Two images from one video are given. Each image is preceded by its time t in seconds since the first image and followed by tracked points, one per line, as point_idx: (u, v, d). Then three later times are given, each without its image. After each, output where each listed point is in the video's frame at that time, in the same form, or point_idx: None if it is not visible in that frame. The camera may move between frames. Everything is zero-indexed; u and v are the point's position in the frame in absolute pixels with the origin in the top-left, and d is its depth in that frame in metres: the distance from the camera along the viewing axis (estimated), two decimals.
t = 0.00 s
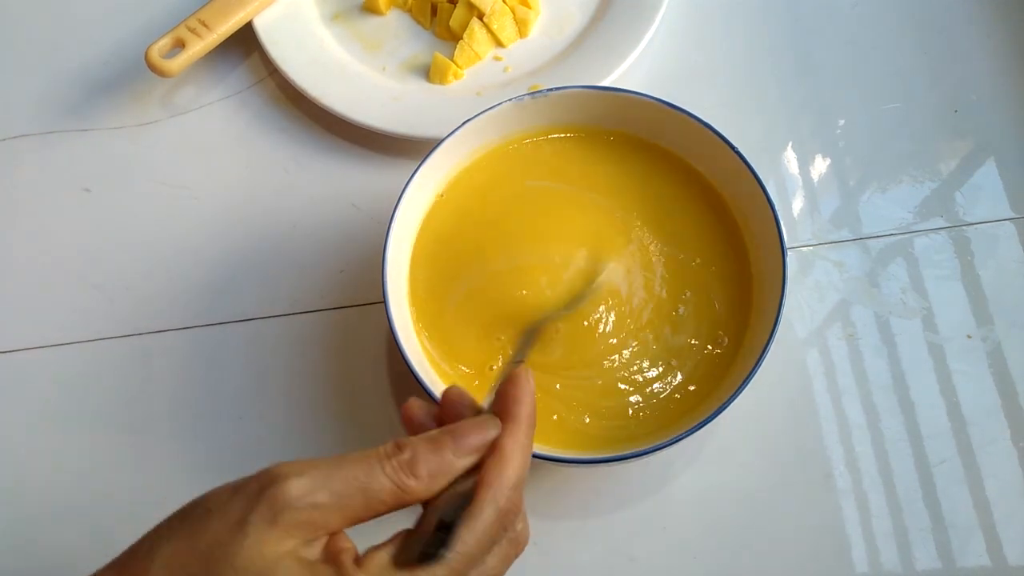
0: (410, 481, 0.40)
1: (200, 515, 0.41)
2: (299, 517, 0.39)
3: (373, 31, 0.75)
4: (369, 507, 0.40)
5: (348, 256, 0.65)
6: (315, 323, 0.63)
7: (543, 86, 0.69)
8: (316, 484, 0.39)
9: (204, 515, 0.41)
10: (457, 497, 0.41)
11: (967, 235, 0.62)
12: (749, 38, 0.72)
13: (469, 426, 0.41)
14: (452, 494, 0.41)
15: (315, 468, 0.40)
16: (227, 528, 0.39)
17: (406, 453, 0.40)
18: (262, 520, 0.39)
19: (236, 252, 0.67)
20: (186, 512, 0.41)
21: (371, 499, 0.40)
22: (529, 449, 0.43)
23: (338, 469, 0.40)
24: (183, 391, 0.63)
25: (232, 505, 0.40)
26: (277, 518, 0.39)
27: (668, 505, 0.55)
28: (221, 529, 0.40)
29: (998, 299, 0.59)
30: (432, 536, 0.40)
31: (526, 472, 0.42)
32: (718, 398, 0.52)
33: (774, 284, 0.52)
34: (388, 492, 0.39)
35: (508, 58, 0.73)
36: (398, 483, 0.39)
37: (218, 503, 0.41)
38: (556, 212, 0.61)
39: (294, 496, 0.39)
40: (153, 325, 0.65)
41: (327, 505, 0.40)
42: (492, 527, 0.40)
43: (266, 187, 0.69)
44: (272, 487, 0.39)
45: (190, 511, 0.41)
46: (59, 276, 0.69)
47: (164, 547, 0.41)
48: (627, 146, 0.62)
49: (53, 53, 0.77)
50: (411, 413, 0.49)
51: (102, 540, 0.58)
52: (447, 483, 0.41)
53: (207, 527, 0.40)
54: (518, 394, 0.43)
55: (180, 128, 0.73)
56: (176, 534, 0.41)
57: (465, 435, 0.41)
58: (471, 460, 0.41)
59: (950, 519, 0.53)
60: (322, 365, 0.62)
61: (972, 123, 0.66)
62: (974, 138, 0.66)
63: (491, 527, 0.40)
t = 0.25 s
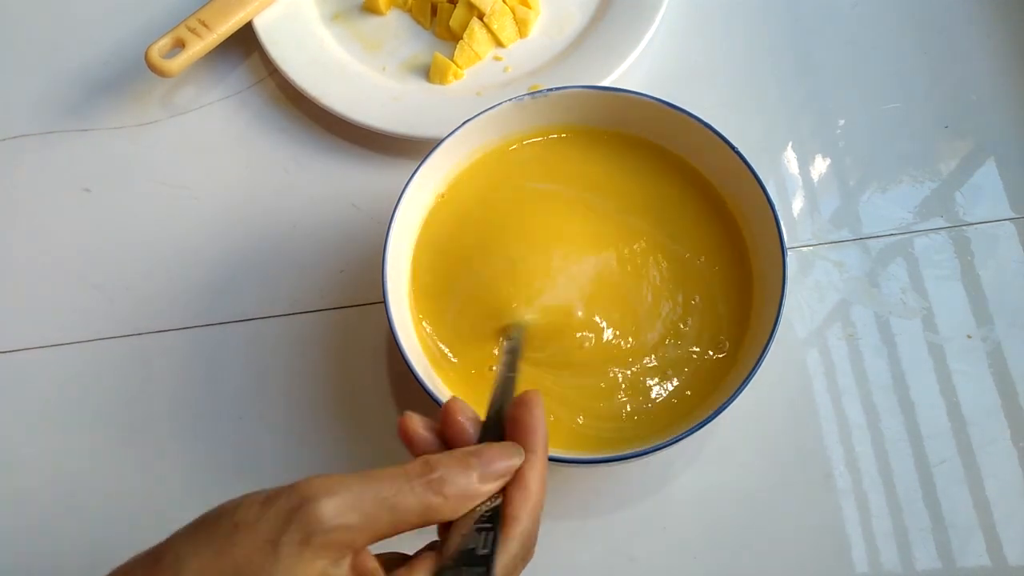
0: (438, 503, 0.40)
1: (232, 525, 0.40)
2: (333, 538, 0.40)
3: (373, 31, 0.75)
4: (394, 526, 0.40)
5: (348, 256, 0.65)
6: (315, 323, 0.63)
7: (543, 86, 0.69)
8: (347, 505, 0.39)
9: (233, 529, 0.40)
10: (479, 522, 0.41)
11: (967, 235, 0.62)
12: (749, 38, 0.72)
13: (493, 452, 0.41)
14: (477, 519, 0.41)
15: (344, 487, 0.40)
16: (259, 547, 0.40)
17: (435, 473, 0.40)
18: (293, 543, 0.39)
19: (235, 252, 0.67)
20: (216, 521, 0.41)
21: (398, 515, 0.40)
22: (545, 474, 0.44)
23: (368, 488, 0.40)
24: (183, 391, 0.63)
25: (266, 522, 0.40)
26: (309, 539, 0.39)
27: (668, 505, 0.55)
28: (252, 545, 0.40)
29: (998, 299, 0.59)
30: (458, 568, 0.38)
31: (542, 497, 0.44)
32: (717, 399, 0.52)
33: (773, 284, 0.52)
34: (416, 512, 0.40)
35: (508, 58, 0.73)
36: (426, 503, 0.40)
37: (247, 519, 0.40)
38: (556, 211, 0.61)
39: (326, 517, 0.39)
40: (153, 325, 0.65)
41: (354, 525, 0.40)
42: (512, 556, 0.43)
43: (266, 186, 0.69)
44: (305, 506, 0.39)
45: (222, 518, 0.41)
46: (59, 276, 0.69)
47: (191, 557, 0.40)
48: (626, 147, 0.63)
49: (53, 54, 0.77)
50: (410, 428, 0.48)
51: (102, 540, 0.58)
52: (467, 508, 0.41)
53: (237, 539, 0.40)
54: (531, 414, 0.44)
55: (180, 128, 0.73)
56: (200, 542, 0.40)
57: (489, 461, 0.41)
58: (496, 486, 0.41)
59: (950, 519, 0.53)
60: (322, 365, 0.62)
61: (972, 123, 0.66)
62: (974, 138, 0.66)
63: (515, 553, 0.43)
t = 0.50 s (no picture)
0: (410, 485, 0.40)
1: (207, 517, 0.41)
2: (302, 522, 0.40)
3: (373, 31, 0.75)
4: (367, 511, 0.41)
5: (348, 256, 0.65)
6: (316, 323, 0.63)
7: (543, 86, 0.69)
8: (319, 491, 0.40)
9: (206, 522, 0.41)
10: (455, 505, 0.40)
11: (967, 234, 0.62)
12: (749, 38, 0.72)
13: (468, 431, 0.41)
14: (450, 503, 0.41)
15: (315, 474, 0.40)
16: (228, 533, 0.40)
17: (406, 456, 0.40)
18: (262, 526, 0.40)
19: (235, 252, 0.67)
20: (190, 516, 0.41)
21: (370, 501, 0.40)
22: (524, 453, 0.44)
23: (339, 475, 0.40)
24: (182, 391, 0.63)
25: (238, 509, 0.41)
26: (276, 524, 0.39)
27: (668, 505, 0.55)
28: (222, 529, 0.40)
29: (998, 300, 0.59)
30: (432, 544, 0.37)
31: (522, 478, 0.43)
32: (717, 399, 0.52)
33: (774, 284, 0.52)
34: (387, 496, 0.40)
35: (508, 58, 0.73)
36: (398, 487, 0.40)
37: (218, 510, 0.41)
38: (556, 212, 0.61)
39: (293, 500, 0.39)
40: (153, 325, 0.65)
41: (326, 508, 0.40)
42: (489, 535, 0.41)
43: (266, 186, 0.69)
44: (273, 493, 0.40)
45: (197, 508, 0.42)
46: (59, 276, 0.69)
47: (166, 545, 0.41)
48: (626, 147, 0.62)
49: (53, 53, 0.77)
50: (394, 423, 0.48)
51: (102, 540, 0.58)
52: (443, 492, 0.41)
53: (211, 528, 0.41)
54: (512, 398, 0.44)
55: (180, 128, 0.73)
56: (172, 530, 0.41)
57: (462, 442, 0.41)
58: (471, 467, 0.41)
59: (951, 519, 0.53)
60: (322, 365, 0.62)
61: (972, 123, 0.66)
62: (974, 138, 0.66)
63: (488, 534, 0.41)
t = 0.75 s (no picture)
0: (423, 474, 0.39)
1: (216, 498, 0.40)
2: (315, 502, 0.38)
3: (373, 31, 0.75)
4: (379, 493, 0.39)
5: (348, 257, 0.65)
6: (316, 323, 0.63)
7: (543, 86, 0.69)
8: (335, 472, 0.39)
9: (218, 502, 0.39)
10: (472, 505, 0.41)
11: (967, 235, 0.62)
12: (749, 38, 0.72)
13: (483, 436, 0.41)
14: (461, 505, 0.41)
15: (329, 453, 0.39)
16: (238, 513, 0.39)
17: (423, 447, 0.39)
18: (275, 503, 0.38)
19: (235, 252, 0.67)
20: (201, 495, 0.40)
21: (384, 487, 0.39)
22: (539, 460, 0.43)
23: (354, 458, 0.39)
24: (183, 392, 0.63)
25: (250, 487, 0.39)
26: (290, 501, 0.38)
27: (669, 505, 0.55)
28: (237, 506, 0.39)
29: (998, 300, 0.59)
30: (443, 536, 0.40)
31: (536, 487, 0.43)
32: (717, 399, 0.52)
33: (773, 284, 0.52)
34: (402, 484, 0.39)
35: (508, 58, 0.73)
36: (413, 475, 0.39)
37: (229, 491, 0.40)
38: (557, 216, 0.61)
39: (307, 477, 0.38)
40: (153, 325, 0.65)
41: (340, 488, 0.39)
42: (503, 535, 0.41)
43: (266, 186, 0.69)
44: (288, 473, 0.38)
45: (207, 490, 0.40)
46: (59, 276, 0.69)
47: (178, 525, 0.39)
48: (625, 148, 0.63)
49: (53, 53, 0.77)
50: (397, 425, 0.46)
51: (103, 540, 0.58)
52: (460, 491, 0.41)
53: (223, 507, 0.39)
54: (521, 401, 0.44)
55: (180, 128, 0.73)
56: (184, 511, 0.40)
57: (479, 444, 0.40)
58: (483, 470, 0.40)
59: (950, 519, 0.53)
60: (322, 365, 0.62)
61: (972, 123, 0.66)
62: (974, 138, 0.66)
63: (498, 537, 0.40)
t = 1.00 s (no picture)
0: (362, 432, 0.38)
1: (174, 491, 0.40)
2: (251, 488, 0.38)
3: (373, 31, 0.75)
4: (323, 468, 0.38)
5: (348, 256, 0.65)
6: (316, 323, 0.63)
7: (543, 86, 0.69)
8: (275, 454, 0.38)
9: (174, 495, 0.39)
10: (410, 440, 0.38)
11: (967, 235, 0.62)
12: (749, 38, 0.71)
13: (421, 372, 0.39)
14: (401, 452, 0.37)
15: (269, 438, 0.39)
16: (178, 496, 0.39)
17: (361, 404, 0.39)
18: (207, 485, 0.38)
19: (235, 252, 0.67)
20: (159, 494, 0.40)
21: (322, 454, 0.38)
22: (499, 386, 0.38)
23: (291, 437, 0.38)
24: (183, 391, 0.63)
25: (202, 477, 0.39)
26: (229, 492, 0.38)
27: (669, 505, 0.55)
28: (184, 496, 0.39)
29: (998, 300, 0.59)
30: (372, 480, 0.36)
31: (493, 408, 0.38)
32: (717, 400, 0.52)
33: (774, 285, 0.52)
34: (339, 446, 0.38)
35: (508, 58, 0.73)
36: (347, 433, 0.38)
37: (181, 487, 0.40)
38: (556, 214, 0.61)
39: (241, 454, 0.39)
40: (153, 325, 0.65)
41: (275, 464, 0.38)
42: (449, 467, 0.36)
43: (266, 186, 0.69)
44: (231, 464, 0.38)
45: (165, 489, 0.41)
46: (59, 276, 0.69)
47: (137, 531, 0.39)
48: (625, 147, 0.63)
49: (53, 53, 0.77)
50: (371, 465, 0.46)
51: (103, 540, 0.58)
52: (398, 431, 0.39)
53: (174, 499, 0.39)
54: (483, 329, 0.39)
55: (180, 128, 0.73)
56: (138, 504, 0.41)
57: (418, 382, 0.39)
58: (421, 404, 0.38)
59: (950, 519, 0.53)
60: (322, 365, 0.62)
61: (972, 123, 0.66)
62: (974, 138, 0.66)
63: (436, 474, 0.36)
